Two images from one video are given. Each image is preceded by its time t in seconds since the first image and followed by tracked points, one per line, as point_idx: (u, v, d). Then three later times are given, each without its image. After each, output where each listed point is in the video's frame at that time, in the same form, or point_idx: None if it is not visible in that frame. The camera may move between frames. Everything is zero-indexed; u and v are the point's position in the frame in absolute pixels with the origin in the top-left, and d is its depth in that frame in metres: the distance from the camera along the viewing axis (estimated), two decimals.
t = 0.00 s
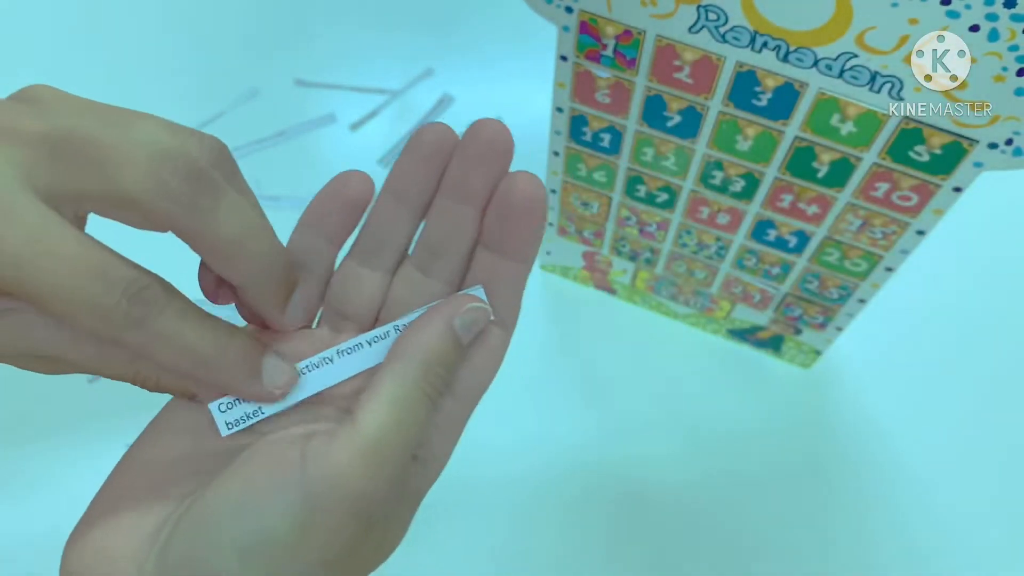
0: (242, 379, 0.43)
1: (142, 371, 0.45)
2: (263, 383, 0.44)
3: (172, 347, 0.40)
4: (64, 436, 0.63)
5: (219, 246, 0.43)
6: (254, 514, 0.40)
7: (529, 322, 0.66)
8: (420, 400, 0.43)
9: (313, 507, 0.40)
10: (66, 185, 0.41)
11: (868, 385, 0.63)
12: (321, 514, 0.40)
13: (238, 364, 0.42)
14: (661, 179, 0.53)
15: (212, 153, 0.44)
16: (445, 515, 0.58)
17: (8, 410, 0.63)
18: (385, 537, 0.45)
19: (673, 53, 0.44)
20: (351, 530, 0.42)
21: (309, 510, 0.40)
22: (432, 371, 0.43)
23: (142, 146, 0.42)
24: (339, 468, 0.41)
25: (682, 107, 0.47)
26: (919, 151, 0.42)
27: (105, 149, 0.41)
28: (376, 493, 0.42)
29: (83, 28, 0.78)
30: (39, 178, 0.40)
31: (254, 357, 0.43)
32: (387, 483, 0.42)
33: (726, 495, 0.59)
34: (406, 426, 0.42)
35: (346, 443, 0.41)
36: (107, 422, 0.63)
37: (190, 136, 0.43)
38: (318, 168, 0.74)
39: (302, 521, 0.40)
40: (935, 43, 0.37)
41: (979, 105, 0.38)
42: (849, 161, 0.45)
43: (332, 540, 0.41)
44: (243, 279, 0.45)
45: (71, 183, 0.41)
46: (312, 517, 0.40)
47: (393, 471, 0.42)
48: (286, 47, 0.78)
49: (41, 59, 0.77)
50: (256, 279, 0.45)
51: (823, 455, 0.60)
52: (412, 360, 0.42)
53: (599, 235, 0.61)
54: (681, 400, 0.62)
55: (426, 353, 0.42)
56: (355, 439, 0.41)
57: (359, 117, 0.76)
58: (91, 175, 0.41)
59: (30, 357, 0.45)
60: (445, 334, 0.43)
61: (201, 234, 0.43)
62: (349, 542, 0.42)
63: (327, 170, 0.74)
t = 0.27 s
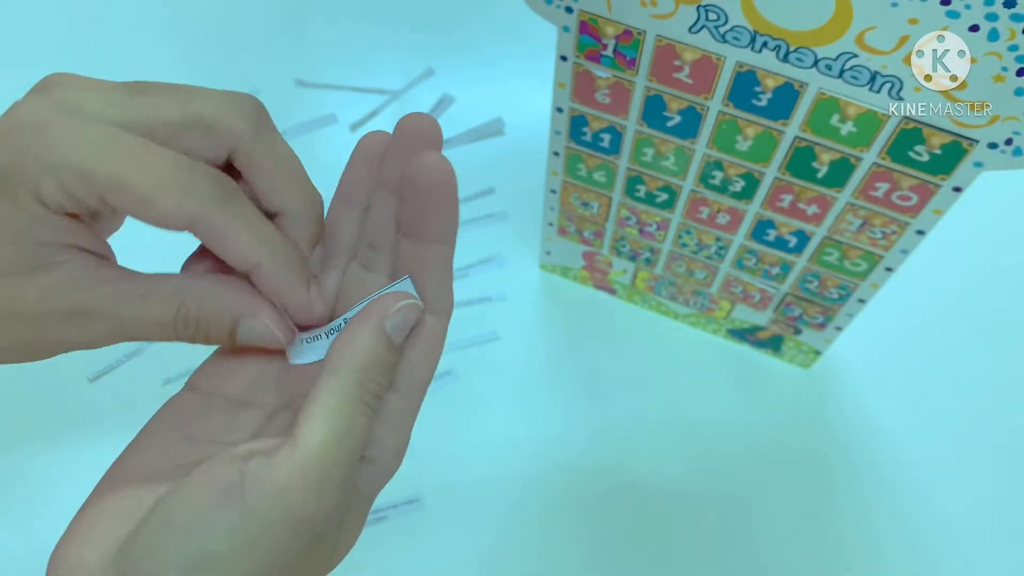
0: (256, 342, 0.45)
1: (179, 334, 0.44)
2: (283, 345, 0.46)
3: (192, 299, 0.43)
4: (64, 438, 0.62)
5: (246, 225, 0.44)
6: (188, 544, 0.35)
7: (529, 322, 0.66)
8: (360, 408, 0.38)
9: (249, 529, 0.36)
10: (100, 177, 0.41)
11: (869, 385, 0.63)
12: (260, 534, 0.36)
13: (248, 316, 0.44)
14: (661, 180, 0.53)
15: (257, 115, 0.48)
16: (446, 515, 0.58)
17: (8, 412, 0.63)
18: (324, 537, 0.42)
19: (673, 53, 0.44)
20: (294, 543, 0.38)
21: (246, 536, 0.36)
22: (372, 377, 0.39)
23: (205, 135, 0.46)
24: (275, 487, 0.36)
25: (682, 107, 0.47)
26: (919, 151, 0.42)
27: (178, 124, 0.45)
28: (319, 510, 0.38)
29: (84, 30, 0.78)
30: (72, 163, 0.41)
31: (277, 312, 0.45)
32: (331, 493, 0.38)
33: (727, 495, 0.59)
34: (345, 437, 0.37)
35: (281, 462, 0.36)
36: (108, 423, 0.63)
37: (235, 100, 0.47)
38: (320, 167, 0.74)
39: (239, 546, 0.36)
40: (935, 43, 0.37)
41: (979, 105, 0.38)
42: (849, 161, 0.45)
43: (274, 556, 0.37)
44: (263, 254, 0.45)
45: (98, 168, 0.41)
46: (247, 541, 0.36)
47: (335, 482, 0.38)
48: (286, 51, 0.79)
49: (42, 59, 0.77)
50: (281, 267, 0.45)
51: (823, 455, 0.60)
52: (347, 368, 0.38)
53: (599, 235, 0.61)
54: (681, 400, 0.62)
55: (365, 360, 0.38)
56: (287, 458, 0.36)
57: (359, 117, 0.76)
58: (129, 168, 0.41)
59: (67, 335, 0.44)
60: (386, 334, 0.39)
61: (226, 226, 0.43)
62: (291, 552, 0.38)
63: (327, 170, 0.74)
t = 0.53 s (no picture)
0: (277, 317, 0.41)
1: (196, 310, 0.41)
2: (300, 318, 0.41)
3: (207, 274, 0.40)
4: (65, 438, 0.62)
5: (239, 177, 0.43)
6: (126, 555, 0.34)
7: (529, 322, 0.66)
8: (313, 428, 0.37)
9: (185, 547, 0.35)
10: (97, 137, 0.41)
11: (869, 385, 0.63)
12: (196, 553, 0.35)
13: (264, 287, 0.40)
14: (660, 180, 0.53)
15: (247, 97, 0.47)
16: (446, 515, 0.58)
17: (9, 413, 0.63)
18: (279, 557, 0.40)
19: (673, 54, 0.44)
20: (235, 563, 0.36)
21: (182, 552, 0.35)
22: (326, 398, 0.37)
23: (199, 108, 0.45)
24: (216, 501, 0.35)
25: (682, 107, 0.47)
26: (919, 151, 0.42)
27: (170, 107, 0.44)
28: (262, 526, 0.36)
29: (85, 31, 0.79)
30: (71, 129, 0.41)
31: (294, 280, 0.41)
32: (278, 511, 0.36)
33: (727, 495, 0.59)
34: (293, 454, 0.36)
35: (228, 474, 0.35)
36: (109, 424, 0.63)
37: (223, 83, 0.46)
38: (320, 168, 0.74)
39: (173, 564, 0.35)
40: (935, 43, 0.37)
41: (979, 105, 0.38)
42: (849, 161, 0.45)
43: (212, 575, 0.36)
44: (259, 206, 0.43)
45: (95, 132, 0.41)
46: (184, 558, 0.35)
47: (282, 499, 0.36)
48: (286, 52, 0.79)
49: (45, 61, 0.77)
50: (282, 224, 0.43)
51: (823, 455, 0.60)
52: (304, 385, 0.37)
53: (599, 235, 0.61)
54: (681, 399, 0.63)
55: (319, 378, 0.37)
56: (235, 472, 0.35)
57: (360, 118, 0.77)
58: (122, 126, 0.41)
59: (85, 317, 0.42)
60: (343, 361, 0.37)
61: (219, 178, 0.42)
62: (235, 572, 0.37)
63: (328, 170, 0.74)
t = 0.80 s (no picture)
0: (292, 310, 0.40)
1: (216, 306, 0.39)
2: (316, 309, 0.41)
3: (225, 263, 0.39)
4: (64, 439, 0.62)
5: (249, 149, 0.45)
6: (119, 542, 0.35)
7: (529, 322, 0.66)
8: (301, 422, 0.37)
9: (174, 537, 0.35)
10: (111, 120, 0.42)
11: (869, 385, 0.63)
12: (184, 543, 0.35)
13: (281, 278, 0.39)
14: (660, 180, 0.53)
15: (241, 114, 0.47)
16: (445, 515, 0.58)
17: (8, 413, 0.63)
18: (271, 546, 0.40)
19: (673, 53, 0.44)
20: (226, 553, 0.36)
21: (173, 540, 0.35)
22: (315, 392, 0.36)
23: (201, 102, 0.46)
24: (205, 492, 0.35)
25: (682, 108, 0.47)
26: (919, 151, 0.42)
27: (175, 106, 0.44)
28: (251, 517, 0.36)
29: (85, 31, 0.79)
30: (84, 116, 0.42)
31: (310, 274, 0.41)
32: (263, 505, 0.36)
33: (727, 494, 0.59)
34: (282, 448, 0.36)
35: (217, 466, 0.35)
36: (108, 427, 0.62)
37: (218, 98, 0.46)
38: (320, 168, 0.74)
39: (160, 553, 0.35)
40: (936, 43, 0.37)
41: (979, 105, 0.38)
42: (849, 161, 0.45)
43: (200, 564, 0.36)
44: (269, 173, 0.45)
45: (108, 114, 0.42)
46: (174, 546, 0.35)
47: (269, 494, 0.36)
48: (286, 52, 0.80)
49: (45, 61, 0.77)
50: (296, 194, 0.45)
51: (823, 455, 0.60)
52: (291, 377, 0.36)
53: (599, 236, 0.61)
54: (681, 399, 0.63)
55: (306, 371, 0.36)
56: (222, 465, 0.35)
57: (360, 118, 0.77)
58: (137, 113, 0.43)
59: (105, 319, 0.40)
60: (329, 354, 0.36)
61: (229, 148, 0.44)
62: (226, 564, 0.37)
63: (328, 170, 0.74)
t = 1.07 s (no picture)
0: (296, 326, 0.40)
1: (219, 323, 0.40)
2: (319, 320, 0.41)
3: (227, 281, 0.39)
4: (63, 439, 0.62)
5: (271, 200, 0.44)
6: (118, 534, 0.35)
7: (529, 322, 0.66)
8: (298, 416, 0.36)
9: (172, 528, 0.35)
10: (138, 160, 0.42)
11: (869, 385, 0.63)
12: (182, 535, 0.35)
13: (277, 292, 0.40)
14: (660, 180, 0.53)
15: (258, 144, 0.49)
16: (445, 515, 0.58)
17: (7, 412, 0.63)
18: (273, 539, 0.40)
19: (673, 54, 0.44)
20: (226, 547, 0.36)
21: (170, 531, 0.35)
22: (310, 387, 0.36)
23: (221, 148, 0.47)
24: (203, 485, 0.35)
25: (681, 108, 0.47)
26: (919, 151, 0.42)
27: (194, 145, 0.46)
28: (248, 508, 0.36)
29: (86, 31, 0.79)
30: (114, 152, 0.43)
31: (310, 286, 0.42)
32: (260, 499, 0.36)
33: (727, 494, 0.59)
34: (277, 442, 0.35)
35: (217, 459, 0.35)
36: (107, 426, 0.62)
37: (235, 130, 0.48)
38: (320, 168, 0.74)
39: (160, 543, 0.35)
40: (935, 43, 0.37)
41: (979, 105, 0.38)
42: (848, 161, 0.45)
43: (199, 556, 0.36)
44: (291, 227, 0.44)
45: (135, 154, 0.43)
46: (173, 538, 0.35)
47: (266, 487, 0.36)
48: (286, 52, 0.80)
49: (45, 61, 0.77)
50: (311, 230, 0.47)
51: (823, 455, 0.60)
52: (287, 370, 0.36)
53: (599, 236, 0.61)
54: (681, 399, 0.63)
55: (300, 366, 0.35)
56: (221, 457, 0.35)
57: (360, 119, 0.77)
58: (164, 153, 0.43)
59: (106, 339, 0.40)
60: (324, 349, 0.36)
61: (252, 199, 0.43)
62: (225, 556, 0.37)
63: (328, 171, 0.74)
